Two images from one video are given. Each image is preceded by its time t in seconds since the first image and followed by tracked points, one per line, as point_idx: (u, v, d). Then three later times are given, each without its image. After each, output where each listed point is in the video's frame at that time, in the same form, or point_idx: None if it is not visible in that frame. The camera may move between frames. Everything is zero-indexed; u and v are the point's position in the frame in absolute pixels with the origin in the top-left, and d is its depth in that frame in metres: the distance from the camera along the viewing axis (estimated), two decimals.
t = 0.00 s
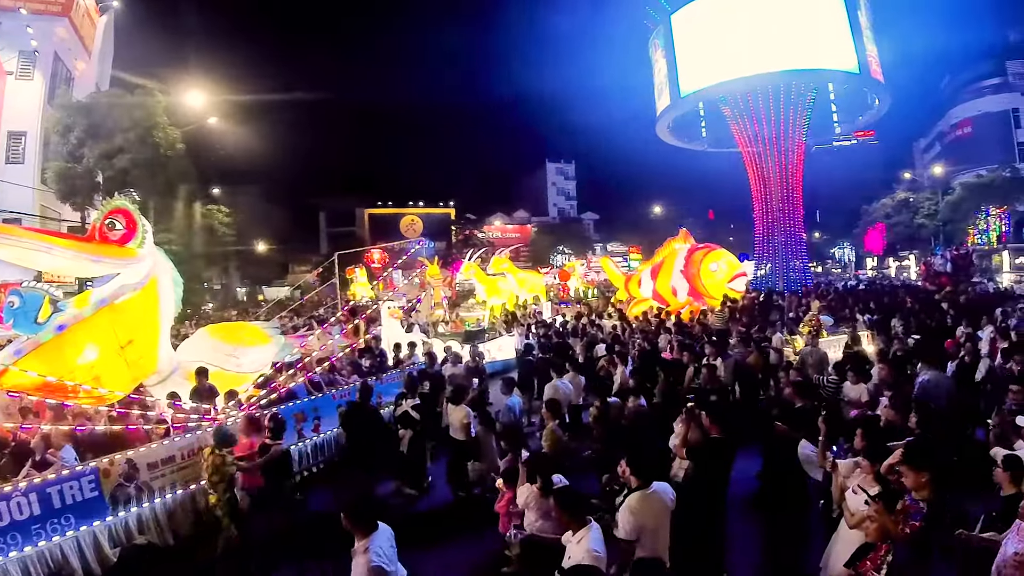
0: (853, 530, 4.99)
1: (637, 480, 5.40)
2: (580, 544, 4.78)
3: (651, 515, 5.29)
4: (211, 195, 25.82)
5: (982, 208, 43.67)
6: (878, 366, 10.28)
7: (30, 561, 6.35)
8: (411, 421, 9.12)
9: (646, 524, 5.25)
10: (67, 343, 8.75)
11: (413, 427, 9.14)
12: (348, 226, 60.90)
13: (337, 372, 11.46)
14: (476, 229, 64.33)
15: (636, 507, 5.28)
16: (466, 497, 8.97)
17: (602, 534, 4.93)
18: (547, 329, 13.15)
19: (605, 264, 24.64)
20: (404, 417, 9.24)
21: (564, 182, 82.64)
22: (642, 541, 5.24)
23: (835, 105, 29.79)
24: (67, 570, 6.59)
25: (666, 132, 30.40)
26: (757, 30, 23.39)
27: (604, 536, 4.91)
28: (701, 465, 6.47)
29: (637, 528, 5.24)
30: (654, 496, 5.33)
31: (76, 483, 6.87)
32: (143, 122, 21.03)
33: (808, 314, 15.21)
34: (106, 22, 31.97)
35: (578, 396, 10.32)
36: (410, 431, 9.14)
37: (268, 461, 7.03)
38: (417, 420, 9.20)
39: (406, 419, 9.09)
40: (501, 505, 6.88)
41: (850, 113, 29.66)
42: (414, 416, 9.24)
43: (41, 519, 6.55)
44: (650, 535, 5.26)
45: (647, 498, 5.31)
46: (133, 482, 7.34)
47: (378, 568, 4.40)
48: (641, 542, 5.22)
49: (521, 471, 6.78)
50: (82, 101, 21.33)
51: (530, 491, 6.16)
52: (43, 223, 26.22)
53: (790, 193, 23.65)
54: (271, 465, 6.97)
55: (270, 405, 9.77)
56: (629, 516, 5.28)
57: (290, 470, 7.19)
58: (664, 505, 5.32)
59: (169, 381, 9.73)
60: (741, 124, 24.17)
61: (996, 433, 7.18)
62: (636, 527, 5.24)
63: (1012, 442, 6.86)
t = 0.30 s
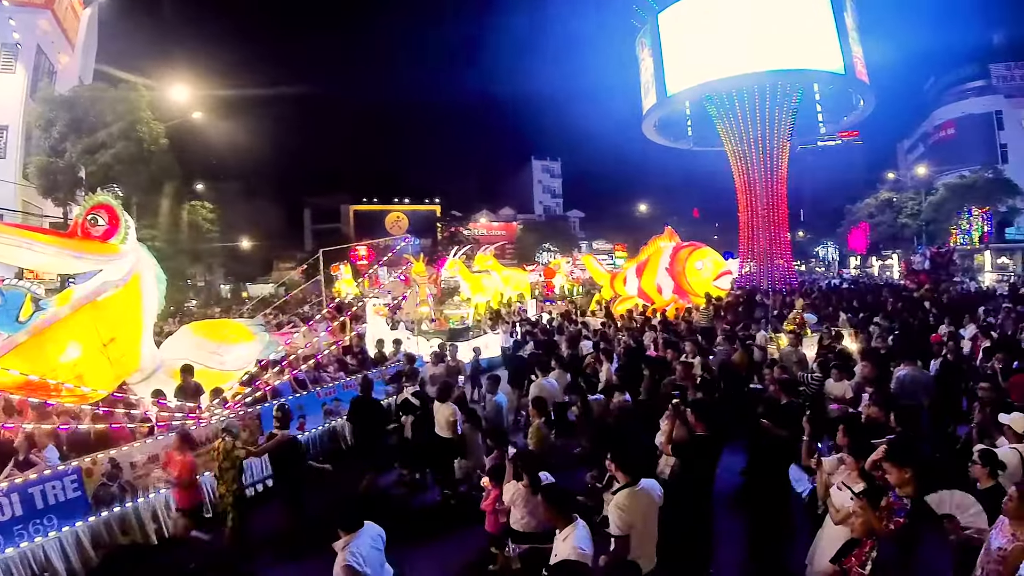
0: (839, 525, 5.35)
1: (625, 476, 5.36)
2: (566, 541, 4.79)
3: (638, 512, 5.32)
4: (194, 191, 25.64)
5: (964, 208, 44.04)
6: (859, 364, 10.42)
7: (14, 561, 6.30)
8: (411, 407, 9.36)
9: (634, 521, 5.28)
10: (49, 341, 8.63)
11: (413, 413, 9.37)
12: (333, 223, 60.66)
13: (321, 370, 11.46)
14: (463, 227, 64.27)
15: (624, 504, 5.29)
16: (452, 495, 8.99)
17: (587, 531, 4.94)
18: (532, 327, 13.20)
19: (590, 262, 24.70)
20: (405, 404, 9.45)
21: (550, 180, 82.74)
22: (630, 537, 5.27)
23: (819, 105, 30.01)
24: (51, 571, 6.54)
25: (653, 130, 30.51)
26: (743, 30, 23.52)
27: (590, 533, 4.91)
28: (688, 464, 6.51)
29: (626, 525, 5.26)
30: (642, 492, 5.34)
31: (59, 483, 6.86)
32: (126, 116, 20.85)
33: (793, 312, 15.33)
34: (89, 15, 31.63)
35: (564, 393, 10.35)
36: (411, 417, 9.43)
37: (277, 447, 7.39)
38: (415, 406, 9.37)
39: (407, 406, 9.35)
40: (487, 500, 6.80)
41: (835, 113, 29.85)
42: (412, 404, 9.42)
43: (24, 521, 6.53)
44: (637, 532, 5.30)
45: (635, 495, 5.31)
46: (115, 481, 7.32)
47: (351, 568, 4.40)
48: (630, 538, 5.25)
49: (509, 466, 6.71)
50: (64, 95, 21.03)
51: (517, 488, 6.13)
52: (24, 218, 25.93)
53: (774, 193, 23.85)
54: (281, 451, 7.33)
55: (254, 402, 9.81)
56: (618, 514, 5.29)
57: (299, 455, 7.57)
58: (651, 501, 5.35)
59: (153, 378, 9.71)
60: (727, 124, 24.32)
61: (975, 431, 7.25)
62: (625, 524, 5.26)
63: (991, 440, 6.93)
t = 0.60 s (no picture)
0: (833, 524, 5.33)
1: (620, 473, 5.35)
2: (558, 542, 4.74)
3: (633, 508, 5.32)
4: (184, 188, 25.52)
5: (955, 207, 44.37)
6: (852, 361, 10.46)
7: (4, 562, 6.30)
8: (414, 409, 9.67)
9: (630, 516, 5.28)
10: (40, 340, 8.66)
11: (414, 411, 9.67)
12: (325, 221, 60.59)
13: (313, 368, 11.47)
14: (455, 225, 64.29)
15: (620, 501, 5.28)
16: (447, 494, 9.01)
17: (581, 530, 4.90)
18: (525, 324, 13.24)
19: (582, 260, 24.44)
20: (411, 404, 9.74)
21: (542, 178, 82.78)
22: (628, 531, 5.28)
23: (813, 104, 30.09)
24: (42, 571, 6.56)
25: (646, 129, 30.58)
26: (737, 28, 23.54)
27: (583, 533, 4.86)
28: (681, 463, 6.50)
29: (622, 520, 5.28)
30: (638, 487, 5.33)
31: (50, 483, 6.82)
32: (116, 113, 20.74)
33: (785, 310, 15.38)
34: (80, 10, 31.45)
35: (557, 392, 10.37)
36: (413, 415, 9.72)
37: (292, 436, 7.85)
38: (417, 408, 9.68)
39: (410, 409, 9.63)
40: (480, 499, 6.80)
41: (827, 113, 29.97)
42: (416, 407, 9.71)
43: (14, 521, 6.50)
44: (634, 527, 5.31)
45: (632, 491, 5.30)
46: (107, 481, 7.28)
47: (335, 568, 4.42)
48: (628, 533, 5.26)
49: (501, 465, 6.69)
50: (54, 91, 20.89)
51: (511, 488, 6.13)
52: (14, 216, 25.76)
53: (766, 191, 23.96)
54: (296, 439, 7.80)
55: (245, 402, 9.81)
56: (615, 509, 5.29)
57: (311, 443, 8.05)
58: (647, 497, 5.34)
59: (144, 377, 9.69)
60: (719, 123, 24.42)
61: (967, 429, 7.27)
62: (623, 519, 5.28)
63: (983, 439, 6.92)
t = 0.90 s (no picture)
0: (828, 522, 5.35)
1: (619, 467, 5.35)
2: (556, 540, 4.76)
3: (634, 501, 5.30)
4: (181, 186, 25.47)
5: (950, 206, 44.56)
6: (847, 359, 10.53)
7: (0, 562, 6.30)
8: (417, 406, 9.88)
9: (632, 509, 5.26)
10: (37, 339, 8.65)
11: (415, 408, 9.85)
12: (322, 219, 60.56)
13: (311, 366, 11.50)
14: (452, 223, 64.31)
15: (621, 494, 5.25)
16: (444, 492, 9.05)
17: (578, 529, 4.93)
18: (523, 322, 13.29)
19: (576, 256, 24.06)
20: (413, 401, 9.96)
21: (540, 176, 82.79)
22: (630, 522, 5.25)
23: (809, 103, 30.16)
24: (39, 571, 6.57)
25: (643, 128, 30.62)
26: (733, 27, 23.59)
27: (580, 532, 4.89)
28: (676, 461, 6.43)
29: (624, 511, 5.23)
30: (636, 481, 5.32)
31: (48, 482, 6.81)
32: (113, 111, 20.70)
33: (782, 308, 15.44)
34: (76, 8, 31.35)
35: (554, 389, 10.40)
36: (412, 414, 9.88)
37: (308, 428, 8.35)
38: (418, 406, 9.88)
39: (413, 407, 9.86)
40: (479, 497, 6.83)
41: (824, 111, 30.04)
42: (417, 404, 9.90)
43: (12, 520, 6.47)
44: (635, 518, 5.30)
45: (630, 485, 5.28)
46: (105, 480, 7.30)
47: (329, 568, 4.44)
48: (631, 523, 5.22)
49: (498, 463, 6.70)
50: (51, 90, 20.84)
51: (507, 485, 6.16)
52: (10, 214, 25.69)
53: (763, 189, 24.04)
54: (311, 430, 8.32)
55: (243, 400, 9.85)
56: (616, 500, 5.26)
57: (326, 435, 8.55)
58: (647, 491, 5.34)
59: (141, 376, 9.71)
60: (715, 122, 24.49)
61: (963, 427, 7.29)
62: (624, 509, 5.23)
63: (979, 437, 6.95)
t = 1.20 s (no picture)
0: (822, 519, 5.36)
1: (613, 463, 5.35)
2: (552, 539, 4.79)
3: (629, 501, 5.33)
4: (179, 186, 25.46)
5: (948, 204, 44.60)
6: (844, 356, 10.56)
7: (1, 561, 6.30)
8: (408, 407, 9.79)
9: (625, 509, 5.30)
10: (36, 338, 8.67)
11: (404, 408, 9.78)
12: (320, 218, 60.53)
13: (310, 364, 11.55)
14: (450, 222, 64.27)
15: (614, 493, 5.27)
16: (441, 490, 9.09)
17: (575, 528, 4.96)
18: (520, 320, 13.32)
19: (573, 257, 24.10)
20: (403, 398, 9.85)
21: (538, 175, 82.82)
22: (622, 520, 5.30)
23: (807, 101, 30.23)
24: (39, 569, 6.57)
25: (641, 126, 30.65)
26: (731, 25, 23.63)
27: (576, 531, 4.92)
28: (672, 459, 6.42)
29: (618, 511, 5.29)
30: (631, 478, 5.33)
31: (47, 481, 6.81)
32: (111, 111, 20.69)
33: (779, 306, 15.48)
34: (74, 7, 31.33)
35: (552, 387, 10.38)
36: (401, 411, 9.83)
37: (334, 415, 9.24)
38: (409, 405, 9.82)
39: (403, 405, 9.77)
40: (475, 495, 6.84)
41: (821, 110, 30.11)
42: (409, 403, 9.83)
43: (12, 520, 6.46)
44: (628, 517, 5.35)
45: (625, 483, 5.29)
46: (104, 479, 7.32)
47: (324, 566, 4.48)
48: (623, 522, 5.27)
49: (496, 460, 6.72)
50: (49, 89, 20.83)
51: (504, 483, 6.17)
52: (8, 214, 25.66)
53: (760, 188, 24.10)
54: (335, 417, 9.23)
55: (241, 398, 9.88)
56: (610, 499, 5.28)
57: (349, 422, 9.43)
58: (641, 490, 5.37)
59: (139, 375, 9.71)
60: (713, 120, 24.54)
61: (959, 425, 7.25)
62: (616, 508, 5.28)
63: (975, 435, 6.94)
